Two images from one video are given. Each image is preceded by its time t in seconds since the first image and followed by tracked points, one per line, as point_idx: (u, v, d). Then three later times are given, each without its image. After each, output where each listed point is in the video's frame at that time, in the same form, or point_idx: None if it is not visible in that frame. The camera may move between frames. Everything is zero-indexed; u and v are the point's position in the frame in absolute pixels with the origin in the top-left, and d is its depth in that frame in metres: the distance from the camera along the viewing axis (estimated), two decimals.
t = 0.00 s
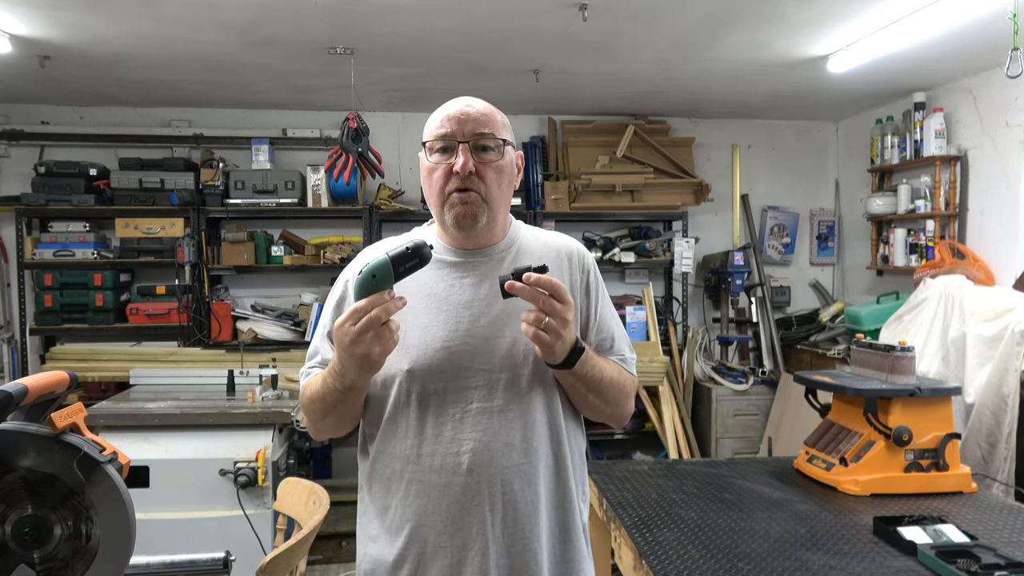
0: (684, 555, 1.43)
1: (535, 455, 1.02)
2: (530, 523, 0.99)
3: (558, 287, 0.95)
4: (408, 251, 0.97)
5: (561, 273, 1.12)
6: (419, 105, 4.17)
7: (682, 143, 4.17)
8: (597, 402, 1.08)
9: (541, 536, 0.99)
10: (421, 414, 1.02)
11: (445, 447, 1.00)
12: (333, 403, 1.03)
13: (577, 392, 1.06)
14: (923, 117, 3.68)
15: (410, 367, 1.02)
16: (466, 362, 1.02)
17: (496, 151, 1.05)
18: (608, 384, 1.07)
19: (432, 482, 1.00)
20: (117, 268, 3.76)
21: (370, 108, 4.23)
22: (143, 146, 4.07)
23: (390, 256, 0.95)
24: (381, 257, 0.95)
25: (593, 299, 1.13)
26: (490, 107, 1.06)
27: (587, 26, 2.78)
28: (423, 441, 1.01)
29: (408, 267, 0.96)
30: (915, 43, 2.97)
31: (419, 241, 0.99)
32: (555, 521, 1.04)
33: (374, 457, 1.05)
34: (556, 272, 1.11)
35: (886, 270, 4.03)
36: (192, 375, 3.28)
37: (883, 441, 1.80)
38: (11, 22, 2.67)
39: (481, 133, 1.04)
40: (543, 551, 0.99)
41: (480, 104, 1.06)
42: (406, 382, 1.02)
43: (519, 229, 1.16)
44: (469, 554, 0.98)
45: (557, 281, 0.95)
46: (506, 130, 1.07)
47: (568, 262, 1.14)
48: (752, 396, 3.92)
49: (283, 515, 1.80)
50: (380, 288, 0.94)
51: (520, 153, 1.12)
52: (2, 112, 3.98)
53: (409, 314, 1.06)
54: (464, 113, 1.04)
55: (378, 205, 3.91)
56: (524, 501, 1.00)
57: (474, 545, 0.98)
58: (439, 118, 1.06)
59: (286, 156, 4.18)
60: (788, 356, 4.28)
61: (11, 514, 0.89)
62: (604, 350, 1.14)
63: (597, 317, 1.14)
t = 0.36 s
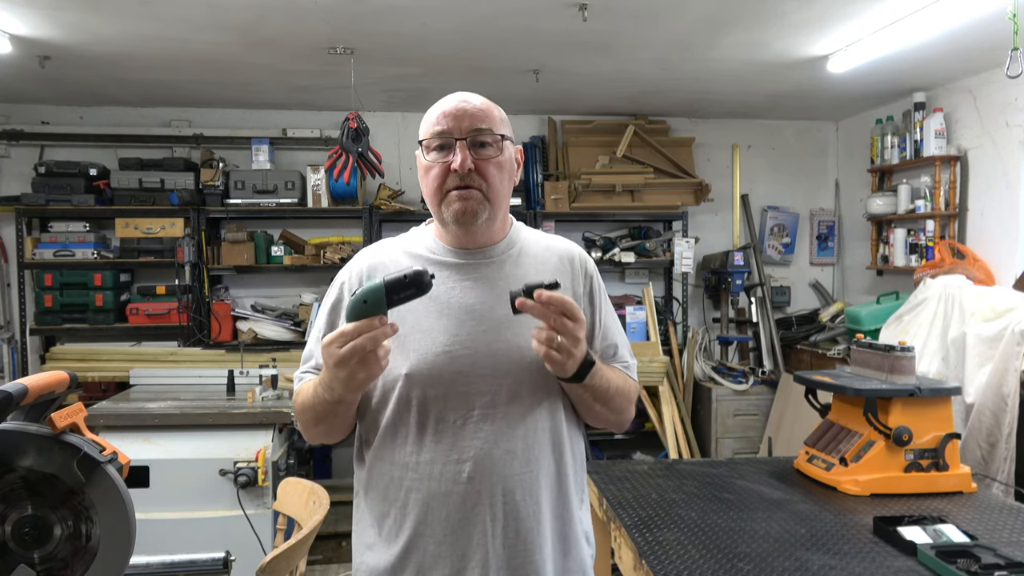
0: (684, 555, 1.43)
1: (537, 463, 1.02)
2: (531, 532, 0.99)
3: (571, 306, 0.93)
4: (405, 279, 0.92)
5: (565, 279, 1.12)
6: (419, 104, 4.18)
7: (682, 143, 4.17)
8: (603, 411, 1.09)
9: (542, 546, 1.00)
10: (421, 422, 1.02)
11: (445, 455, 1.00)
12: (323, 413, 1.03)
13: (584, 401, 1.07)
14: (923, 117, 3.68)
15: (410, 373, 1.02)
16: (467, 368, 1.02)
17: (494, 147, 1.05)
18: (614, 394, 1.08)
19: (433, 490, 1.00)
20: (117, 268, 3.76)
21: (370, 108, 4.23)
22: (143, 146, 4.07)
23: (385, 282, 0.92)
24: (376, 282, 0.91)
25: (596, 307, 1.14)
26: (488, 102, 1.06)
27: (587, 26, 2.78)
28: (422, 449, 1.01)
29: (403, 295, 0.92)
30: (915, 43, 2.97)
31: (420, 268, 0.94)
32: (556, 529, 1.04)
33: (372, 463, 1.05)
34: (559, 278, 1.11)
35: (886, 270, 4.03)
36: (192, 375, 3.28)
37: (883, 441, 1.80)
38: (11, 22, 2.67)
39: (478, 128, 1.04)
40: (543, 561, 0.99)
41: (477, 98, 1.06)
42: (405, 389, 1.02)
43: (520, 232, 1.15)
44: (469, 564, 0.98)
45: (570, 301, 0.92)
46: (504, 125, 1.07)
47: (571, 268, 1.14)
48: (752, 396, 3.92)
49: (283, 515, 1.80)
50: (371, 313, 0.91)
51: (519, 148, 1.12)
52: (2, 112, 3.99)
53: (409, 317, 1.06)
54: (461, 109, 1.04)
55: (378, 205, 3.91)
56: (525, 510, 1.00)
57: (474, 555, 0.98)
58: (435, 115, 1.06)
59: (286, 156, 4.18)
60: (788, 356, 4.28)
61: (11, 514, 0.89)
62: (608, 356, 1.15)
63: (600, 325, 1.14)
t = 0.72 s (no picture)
0: (684, 555, 1.43)
1: (536, 473, 1.02)
2: (532, 543, 0.99)
3: (580, 332, 0.93)
4: (399, 257, 0.94)
5: (564, 281, 1.12)
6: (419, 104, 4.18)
7: (682, 143, 4.17)
8: (604, 419, 1.09)
9: (543, 556, 1.00)
10: (419, 431, 1.01)
11: (444, 465, 1.00)
12: (317, 409, 1.02)
13: (584, 411, 1.07)
14: (923, 117, 3.68)
15: (407, 381, 1.02)
16: (465, 376, 1.02)
17: (488, 149, 1.04)
18: (615, 400, 1.08)
19: (431, 501, 1.00)
20: (117, 268, 3.76)
21: (370, 108, 4.23)
22: (143, 146, 4.07)
23: (378, 259, 0.93)
24: (369, 260, 0.93)
25: (597, 309, 1.14)
26: (481, 103, 1.05)
27: (587, 26, 2.78)
28: (420, 458, 1.01)
29: (396, 274, 0.94)
30: (915, 43, 2.97)
31: (414, 247, 0.96)
32: (556, 537, 1.04)
33: (370, 471, 1.05)
34: (559, 281, 1.11)
35: (886, 270, 4.03)
36: (192, 375, 3.28)
37: (883, 441, 1.80)
38: (11, 22, 2.67)
39: (470, 131, 1.03)
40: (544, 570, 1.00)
41: (469, 98, 1.05)
42: (403, 396, 1.02)
43: (519, 233, 1.15)
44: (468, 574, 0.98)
45: (579, 327, 0.93)
46: (498, 125, 1.07)
47: (571, 269, 1.13)
48: (752, 396, 3.92)
49: (283, 515, 1.80)
50: (364, 291, 0.93)
51: (513, 146, 1.11)
52: (2, 112, 3.98)
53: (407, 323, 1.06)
54: (453, 111, 1.03)
55: (378, 205, 3.91)
56: (525, 520, 1.00)
57: (474, 565, 0.98)
58: (425, 118, 1.05)
59: (286, 156, 4.18)
60: (788, 356, 4.28)
61: (11, 514, 0.89)
62: (608, 360, 1.15)
63: (601, 327, 1.14)
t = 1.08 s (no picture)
0: (684, 555, 1.43)
1: (532, 470, 1.02)
2: (527, 540, 0.99)
3: (574, 327, 0.92)
4: (395, 255, 0.93)
5: (561, 282, 1.12)
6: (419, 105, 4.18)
7: (682, 143, 4.17)
8: (600, 418, 1.09)
9: (539, 553, 1.00)
10: (414, 429, 1.02)
11: (439, 462, 1.00)
12: (315, 408, 1.02)
13: (580, 409, 1.07)
14: (923, 117, 3.68)
15: (403, 378, 1.02)
16: (461, 374, 1.02)
17: (484, 147, 1.05)
18: (611, 402, 1.08)
19: (426, 498, 1.00)
20: (117, 268, 3.76)
21: (370, 108, 4.24)
22: (143, 146, 4.07)
23: (375, 259, 0.92)
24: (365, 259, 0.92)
25: (594, 309, 1.14)
26: (477, 103, 1.06)
27: (587, 26, 2.78)
28: (416, 455, 1.01)
29: (393, 273, 0.92)
30: (914, 43, 2.97)
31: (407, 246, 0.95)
32: (552, 535, 1.04)
33: (366, 468, 1.05)
34: (556, 281, 1.11)
35: (886, 270, 4.03)
36: (192, 375, 3.28)
37: (883, 441, 1.80)
38: (11, 22, 2.67)
39: (466, 130, 1.03)
40: (539, 568, 0.99)
41: (464, 99, 1.06)
42: (399, 393, 1.02)
43: (517, 234, 1.15)
44: (464, 571, 0.98)
45: (574, 323, 0.92)
46: (494, 124, 1.07)
47: (568, 270, 1.13)
48: (752, 396, 3.92)
49: (283, 515, 1.80)
50: (362, 290, 0.91)
51: (509, 145, 1.12)
52: (2, 112, 3.98)
53: (403, 321, 1.06)
54: (449, 111, 1.04)
55: (378, 206, 3.91)
56: (520, 517, 1.00)
57: (469, 562, 0.98)
58: (421, 118, 1.05)
59: (286, 156, 4.18)
60: (788, 356, 4.28)
61: (11, 514, 0.89)
62: (605, 361, 1.15)
63: (598, 328, 1.14)
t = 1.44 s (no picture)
0: (684, 555, 1.43)
1: (528, 464, 1.02)
2: (523, 534, 0.99)
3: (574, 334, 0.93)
4: (394, 254, 0.94)
5: (554, 284, 1.12)
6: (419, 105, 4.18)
7: (682, 143, 4.17)
8: (595, 420, 1.10)
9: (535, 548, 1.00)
10: (411, 422, 1.02)
11: (435, 455, 1.00)
12: (314, 407, 1.02)
13: (576, 411, 1.08)
14: (923, 117, 3.68)
15: (400, 373, 1.02)
16: (457, 369, 1.02)
17: (476, 148, 1.05)
18: (606, 404, 1.08)
19: (422, 491, 1.00)
20: (117, 268, 3.76)
21: (370, 108, 4.24)
22: (143, 146, 4.07)
23: (375, 257, 0.92)
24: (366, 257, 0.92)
25: (588, 311, 1.14)
26: (469, 107, 1.06)
27: (587, 26, 2.78)
28: (412, 448, 1.01)
29: (393, 270, 0.93)
30: (914, 43, 2.97)
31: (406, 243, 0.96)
32: (548, 531, 1.04)
33: (362, 463, 1.05)
34: (549, 282, 1.11)
35: (886, 270, 4.03)
36: (192, 375, 3.28)
37: (883, 441, 1.80)
38: (11, 22, 2.67)
39: (459, 132, 1.04)
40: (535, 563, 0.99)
41: (457, 103, 1.07)
42: (395, 387, 1.02)
43: (511, 236, 1.15)
44: (460, 565, 0.97)
45: (570, 328, 0.92)
46: (486, 127, 1.08)
47: (562, 272, 1.14)
48: (752, 396, 3.92)
49: (283, 515, 1.80)
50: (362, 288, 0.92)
51: (502, 148, 1.12)
52: (2, 112, 3.99)
53: (400, 318, 1.06)
54: (440, 114, 1.04)
55: (378, 206, 3.91)
56: (516, 510, 1.00)
57: (465, 556, 0.98)
58: (414, 122, 1.06)
59: (286, 156, 4.18)
60: (788, 356, 4.28)
61: (11, 514, 0.89)
62: (599, 363, 1.16)
63: (592, 330, 1.14)
